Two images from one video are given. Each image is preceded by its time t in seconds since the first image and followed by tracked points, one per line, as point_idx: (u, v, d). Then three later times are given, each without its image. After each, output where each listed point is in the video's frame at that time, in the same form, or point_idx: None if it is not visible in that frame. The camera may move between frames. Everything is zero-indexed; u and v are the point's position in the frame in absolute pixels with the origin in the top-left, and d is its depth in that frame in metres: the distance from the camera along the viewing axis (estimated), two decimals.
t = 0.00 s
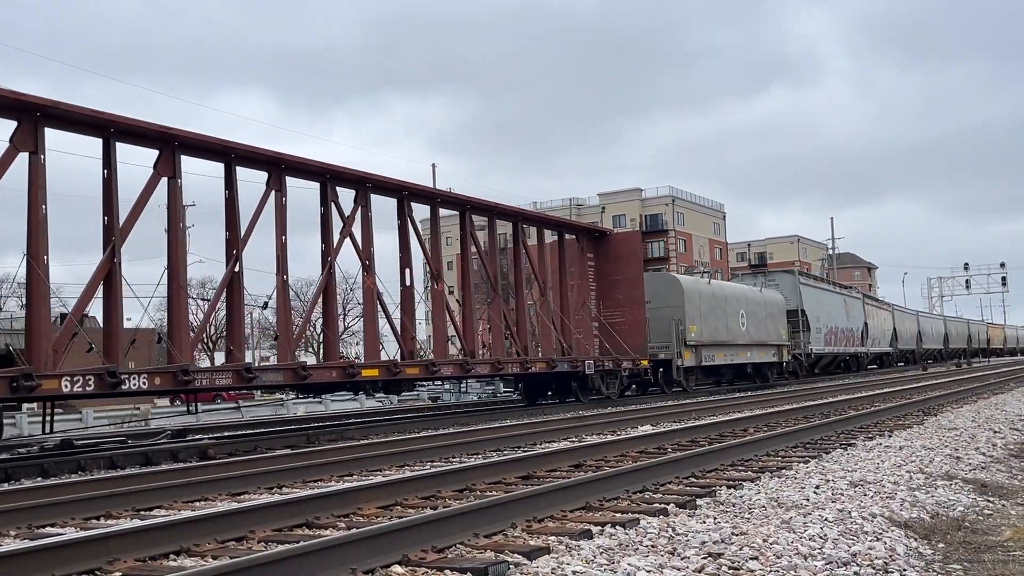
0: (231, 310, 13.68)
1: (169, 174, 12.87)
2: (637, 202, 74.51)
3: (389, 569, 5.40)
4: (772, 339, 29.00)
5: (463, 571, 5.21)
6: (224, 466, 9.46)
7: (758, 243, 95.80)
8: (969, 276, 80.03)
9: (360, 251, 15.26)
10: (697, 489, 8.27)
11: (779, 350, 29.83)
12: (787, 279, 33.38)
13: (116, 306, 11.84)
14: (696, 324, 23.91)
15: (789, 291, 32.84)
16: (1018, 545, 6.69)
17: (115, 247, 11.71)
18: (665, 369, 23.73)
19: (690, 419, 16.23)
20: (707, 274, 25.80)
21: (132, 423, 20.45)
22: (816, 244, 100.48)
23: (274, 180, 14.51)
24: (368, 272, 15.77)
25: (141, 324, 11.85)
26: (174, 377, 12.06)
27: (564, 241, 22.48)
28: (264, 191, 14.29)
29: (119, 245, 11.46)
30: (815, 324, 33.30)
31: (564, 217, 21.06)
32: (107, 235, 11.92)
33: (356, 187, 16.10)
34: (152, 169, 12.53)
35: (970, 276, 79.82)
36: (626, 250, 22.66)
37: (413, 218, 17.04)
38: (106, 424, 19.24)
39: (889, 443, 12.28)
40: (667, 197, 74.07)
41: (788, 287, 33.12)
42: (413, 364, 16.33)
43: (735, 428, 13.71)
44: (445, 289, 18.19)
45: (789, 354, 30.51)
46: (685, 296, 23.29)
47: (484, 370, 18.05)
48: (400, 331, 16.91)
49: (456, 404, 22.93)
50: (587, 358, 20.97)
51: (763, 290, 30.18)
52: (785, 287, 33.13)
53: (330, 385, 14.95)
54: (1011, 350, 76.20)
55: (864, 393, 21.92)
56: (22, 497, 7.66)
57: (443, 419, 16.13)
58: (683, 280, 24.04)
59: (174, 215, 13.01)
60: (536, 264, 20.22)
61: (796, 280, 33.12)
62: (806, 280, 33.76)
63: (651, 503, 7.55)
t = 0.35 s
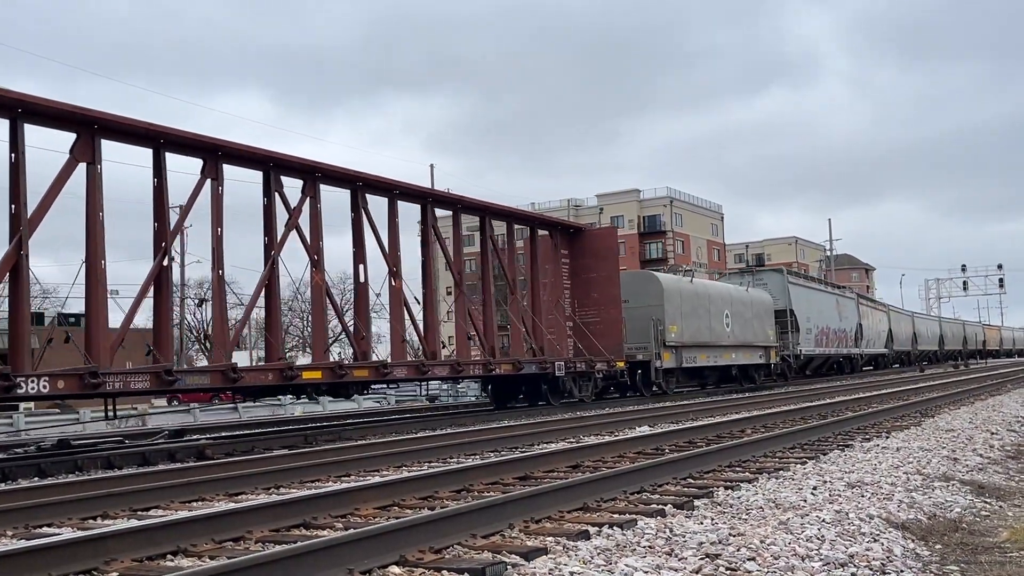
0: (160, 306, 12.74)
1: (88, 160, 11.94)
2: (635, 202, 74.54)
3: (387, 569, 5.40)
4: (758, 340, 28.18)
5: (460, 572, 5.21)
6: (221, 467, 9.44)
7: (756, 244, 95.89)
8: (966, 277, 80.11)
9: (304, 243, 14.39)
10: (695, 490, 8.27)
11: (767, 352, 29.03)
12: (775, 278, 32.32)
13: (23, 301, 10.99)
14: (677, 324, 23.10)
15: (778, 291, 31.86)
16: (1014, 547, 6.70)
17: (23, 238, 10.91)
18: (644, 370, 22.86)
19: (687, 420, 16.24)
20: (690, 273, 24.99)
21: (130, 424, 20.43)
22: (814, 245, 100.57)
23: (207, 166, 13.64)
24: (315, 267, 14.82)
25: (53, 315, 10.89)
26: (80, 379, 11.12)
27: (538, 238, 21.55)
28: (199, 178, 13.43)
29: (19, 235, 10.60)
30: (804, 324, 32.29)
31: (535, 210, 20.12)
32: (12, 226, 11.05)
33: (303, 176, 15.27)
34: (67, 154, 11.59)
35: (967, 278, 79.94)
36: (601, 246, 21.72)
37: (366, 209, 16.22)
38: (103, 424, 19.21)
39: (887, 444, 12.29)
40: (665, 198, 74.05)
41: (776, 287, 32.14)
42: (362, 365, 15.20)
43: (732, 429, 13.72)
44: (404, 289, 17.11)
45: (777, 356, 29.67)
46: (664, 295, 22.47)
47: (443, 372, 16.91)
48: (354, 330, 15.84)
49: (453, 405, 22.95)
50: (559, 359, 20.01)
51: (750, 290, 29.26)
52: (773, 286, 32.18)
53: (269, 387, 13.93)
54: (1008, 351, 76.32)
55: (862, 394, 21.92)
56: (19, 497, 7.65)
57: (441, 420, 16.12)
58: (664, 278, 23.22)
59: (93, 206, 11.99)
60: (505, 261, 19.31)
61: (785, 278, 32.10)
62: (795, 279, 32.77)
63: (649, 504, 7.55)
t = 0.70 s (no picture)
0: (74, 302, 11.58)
1: None
2: (633, 203, 74.57)
3: (384, 570, 5.39)
4: (742, 342, 27.50)
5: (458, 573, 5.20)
6: (219, 468, 9.43)
7: (753, 246, 95.94)
8: (963, 278, 80.21)
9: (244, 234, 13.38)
10: (692, 491, 8.27)
11: (752, 354, 28.32)
12: (762, 278, 31.34)
13: None
14: (655, 324, 22.57)
15: (764, 290, 31.04)
16: (1011, 549, 6.70)
17: None
18: (621, 372, 22.24)
19: (685, 421, 16.24)
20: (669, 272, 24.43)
21: (127, 424, 20.38)
22: (811, 246, 100.65)
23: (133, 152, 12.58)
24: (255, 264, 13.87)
25: None
26: None
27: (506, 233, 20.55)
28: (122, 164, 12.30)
29: None
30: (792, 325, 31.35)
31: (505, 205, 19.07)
32: None
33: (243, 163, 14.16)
34: None
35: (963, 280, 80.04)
36: (573, 243, 20.89)
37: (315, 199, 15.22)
38: (100, 424, 19.12)
39: (883, 446, 12.29)
40: (663, 199, 74.04)
41: (763, 285, 31.27)
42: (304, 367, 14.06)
43: (730, 430, 13.73)
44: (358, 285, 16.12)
45: (763, 358, 28.93)
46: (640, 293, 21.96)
47: (397, 376, 15.83)
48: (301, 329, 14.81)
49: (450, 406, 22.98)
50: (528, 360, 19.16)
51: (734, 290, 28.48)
52: (760, 286, 31.39)
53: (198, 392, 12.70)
54: (1004, 353, 76.39)
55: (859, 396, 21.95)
56: (17, 498, 7.64)
57: (439, 421, 16.13)
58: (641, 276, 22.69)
59: None
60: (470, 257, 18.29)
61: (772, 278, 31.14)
62: (782, 278, 31.89)
63: (646, 506, 7.55)
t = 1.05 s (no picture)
0: None
1: None
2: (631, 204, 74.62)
3: (382, 571, 5.40)
4: (728, 342, 26.58)
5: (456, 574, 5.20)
6: (218, 469, 9.44)
7: (751, 247, 96.01)
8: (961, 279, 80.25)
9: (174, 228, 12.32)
10: (690, 492, 8.27)
11: (738, 355, 27.43)
12: (750, 276, 30.21)
13: None
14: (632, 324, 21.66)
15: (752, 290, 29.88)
16: (1008, 550, 6.71)
17: None
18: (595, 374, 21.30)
19: (682, 421, 16.27)
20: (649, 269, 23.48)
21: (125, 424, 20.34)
22: (809, 248, 100.75)
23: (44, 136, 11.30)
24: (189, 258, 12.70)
25: None
26: None
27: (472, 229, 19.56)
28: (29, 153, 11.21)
29: None
30: (781, 326, 30.31)
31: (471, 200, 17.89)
32: None
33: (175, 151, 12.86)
34: None
35: (960, 282, 80.11)
36: (546, 239, 19.82)
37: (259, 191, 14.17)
38: (97, 424, 19.07)
39: (881, 447, 12.30)
40: (661, 201, 74.07)
41: (751, 284, 30.10)
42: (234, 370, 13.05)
43: (727, 431, 13.75)
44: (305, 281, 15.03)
45: (750, 359, 27.96)
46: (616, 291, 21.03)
47: (343, 379, 14.78)
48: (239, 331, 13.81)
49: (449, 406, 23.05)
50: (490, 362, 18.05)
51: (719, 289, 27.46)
52: (747, 285, 30.18)
53: (110, 396, 11.59)
54: (1001, 354, 76.45)
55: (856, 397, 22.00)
56: (16, 498, 7.65)
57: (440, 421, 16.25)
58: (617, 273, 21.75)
59: None
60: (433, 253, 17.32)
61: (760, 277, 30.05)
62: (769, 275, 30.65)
63: (644, 506, 7.56)
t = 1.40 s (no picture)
0: None
1: None
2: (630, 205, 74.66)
3: (380, 571, 5.41)
4: (711, 342, 26.06)
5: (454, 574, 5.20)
6: (216, 469, 9.42)
7: (749, 247, 96.12)
8: (957, 280, 80.35)
9: (89, 216, 11.37)
10: (688, 492, 8.28)
11: (723, 355, 26.92)
12: (736, 275, 29.70)
13: None
14: (607, 323, 21.10)
15: (740, 289, 29.39)
16: (1005, 550, 6.73)
17: None
18: (566, 375, 20.59)
19: (680, 421, 16.30)
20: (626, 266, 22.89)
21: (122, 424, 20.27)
22: (807, 249, 100.83)
23: None
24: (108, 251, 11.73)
25: None
26: None
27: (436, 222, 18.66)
28: None
29: None
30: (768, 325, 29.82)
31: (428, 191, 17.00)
32: None
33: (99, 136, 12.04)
34: None
35: (958, 283, 80.21)
36: (512, 234, 18.97)
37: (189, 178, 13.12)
38: (94, 424, 18.98)
39: (879, 448, 12.32)
40: (659, 201, 74.11)
41: (738, 283, 29.61)
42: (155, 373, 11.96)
43: (725, 431, 13.80)
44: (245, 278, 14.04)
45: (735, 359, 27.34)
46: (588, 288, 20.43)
47: (283, 382, 13.75)
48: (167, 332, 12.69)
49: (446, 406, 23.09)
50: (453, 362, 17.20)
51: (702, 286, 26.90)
52: (734, 283, 29.68)
53: (8, 400, 10.56)
54: (999, 355, 76.55)
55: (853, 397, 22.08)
56: (15, 498, 7.66)
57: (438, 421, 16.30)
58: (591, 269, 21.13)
59: None
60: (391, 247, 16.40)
61: (747, 275, 29.51)
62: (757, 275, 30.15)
63: (642, 507, 7.56)
